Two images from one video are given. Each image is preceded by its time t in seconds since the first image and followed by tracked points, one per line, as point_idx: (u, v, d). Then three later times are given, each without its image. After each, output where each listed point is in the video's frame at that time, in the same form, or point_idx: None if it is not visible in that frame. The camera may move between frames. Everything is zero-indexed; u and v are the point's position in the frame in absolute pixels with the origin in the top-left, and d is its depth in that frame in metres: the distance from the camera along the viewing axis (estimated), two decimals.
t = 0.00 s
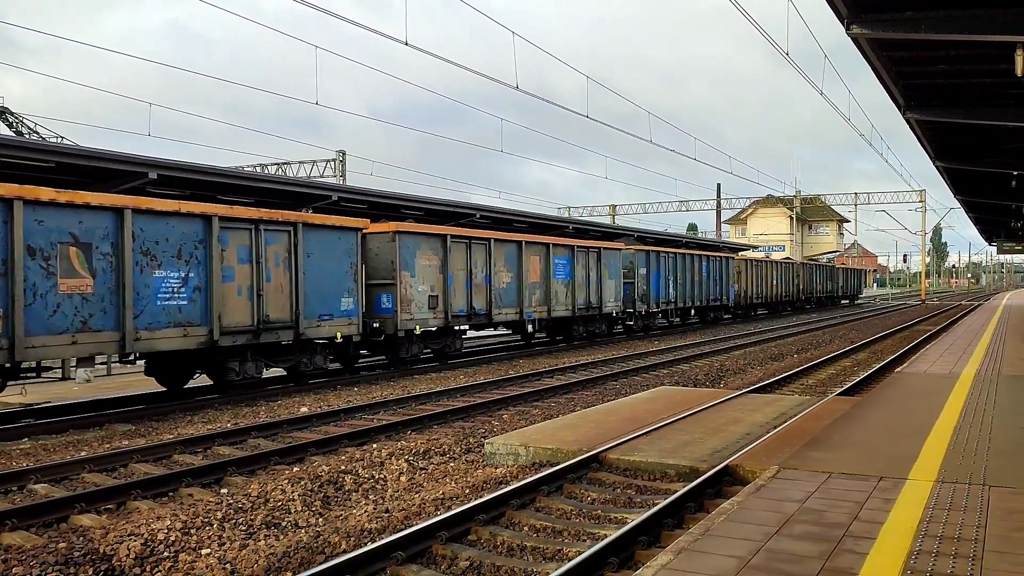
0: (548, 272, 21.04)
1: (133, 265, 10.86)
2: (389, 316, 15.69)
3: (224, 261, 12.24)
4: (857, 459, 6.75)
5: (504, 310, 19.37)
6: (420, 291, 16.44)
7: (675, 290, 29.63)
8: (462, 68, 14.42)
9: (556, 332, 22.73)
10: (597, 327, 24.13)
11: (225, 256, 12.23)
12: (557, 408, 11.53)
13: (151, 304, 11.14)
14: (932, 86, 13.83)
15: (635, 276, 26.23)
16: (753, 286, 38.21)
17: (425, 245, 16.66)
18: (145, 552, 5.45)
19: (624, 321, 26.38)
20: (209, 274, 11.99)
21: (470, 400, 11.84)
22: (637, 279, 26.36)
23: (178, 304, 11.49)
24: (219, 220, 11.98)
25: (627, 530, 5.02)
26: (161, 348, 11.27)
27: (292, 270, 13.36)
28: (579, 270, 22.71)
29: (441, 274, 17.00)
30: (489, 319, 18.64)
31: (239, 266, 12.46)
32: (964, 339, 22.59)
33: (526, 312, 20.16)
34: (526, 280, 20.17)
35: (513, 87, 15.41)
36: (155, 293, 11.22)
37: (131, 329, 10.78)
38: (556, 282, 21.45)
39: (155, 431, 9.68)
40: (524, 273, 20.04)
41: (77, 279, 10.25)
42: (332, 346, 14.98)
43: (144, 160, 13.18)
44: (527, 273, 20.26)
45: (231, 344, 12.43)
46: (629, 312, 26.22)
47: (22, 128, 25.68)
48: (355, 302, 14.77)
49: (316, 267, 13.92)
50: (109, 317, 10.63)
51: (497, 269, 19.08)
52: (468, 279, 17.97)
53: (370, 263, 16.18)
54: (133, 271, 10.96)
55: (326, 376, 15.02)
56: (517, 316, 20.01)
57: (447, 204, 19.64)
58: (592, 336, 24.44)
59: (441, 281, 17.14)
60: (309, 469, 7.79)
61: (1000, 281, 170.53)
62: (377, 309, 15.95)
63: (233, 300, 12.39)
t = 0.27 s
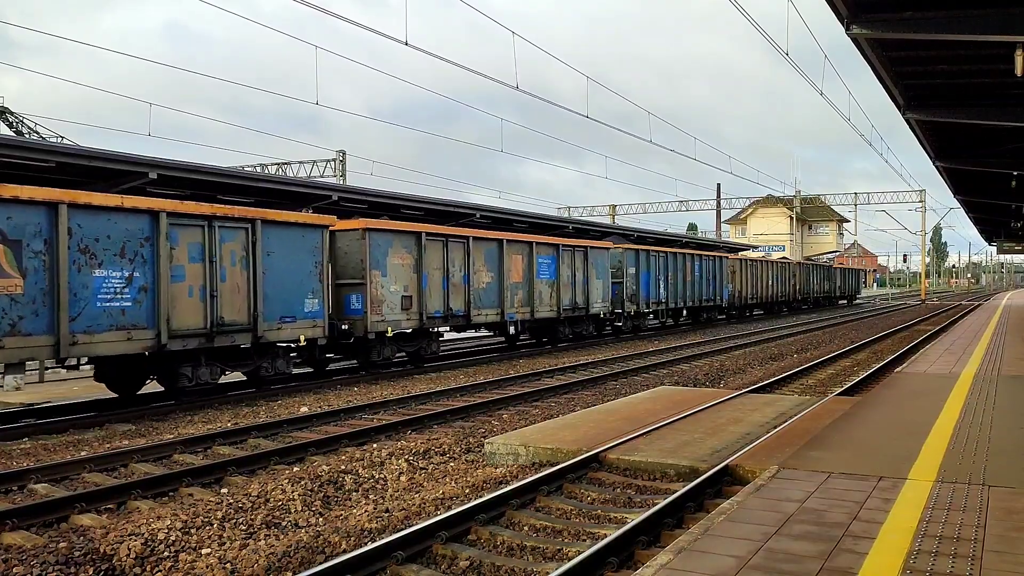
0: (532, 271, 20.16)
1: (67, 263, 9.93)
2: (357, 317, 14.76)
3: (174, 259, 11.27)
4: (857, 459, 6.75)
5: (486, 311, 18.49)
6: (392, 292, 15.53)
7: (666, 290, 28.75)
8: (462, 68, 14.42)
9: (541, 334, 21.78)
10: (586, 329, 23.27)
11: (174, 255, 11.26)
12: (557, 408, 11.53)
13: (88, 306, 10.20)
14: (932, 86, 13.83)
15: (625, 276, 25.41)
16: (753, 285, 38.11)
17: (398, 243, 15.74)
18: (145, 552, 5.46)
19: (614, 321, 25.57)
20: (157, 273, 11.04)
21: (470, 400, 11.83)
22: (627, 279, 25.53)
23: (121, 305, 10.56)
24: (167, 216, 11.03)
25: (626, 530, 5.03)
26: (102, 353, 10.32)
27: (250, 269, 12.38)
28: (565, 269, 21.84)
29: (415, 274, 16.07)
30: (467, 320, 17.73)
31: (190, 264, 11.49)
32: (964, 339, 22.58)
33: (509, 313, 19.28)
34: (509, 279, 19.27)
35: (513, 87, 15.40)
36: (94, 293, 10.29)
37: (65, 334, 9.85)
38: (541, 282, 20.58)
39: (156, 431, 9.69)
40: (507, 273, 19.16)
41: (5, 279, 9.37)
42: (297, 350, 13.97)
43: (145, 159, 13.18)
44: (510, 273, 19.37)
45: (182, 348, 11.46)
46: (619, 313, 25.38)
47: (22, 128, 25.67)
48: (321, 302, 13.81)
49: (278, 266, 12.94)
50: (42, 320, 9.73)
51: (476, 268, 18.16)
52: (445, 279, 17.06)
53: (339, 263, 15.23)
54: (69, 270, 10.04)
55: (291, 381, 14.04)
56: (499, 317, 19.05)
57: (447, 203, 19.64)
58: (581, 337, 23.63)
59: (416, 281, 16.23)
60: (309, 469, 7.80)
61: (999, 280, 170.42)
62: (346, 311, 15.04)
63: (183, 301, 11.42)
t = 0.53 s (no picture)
0: (513, 271, 19.49)
1: None
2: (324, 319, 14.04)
3: (116, 259, 10.39)
4: (857, 460, 6.76)
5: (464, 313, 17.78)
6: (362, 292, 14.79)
7: (656, 290, 27.96)
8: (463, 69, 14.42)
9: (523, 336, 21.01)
10: (570, 331, 22.55)
11: (115, 254, 10.37)
12: (557, 409, 11.54)
13: (17, 308, 9.35)
14: (932, 86, 13.83)
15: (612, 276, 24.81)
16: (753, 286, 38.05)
17: (368, 241, 14.99)
18: (145, 552, 5.46)
19: (601, 324, 24.89)
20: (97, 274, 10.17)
21: (470, 401, 11.83)
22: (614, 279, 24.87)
23: (55, 308, 9.71)
24: (108, 211, 10.17)
25: (626, 530, 5.03)
26: (33, 359, 9.46)
27: (203, 269, 11.48)
28: (548, 269, 21.15)
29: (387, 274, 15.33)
30: (442, 322, 16.99)
31: (134, 264, 10.59)
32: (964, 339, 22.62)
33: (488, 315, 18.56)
34: (488, 280, 18.58)
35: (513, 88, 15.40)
36: (24, 295, 9.44)
37: None
38: (522, 283, 19.89)
39: (156, 432, 9.68)
40: (486, 273, 18.46)
41: None
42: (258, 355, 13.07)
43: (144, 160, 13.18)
44: (489, 273, 18.65)
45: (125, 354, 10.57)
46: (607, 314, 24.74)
47: (21, 129, 25.67)
48: (283, 305, 12.88)
49: (233, 265, 12.03)
50: None
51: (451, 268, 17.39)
52: (420, 279, 16.33)
53: (305, 262, 14.51)
54: None
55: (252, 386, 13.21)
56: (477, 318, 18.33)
57: (447, 204, 19.63)
58: (566, 340, 22.92)
59: (389, 281, 15.48)
60: (309, 469, 7.80)
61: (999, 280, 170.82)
62: (312, 313, 14.30)
63: (128, 303, 10.53)
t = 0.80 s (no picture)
0: (493, 271, 18.70)
1: None
2: (286, 321, 13.31)
3: (48, 258, 9.58)
4: (857, 460, 6.76)
5: (440, 314, 16.99)
6: (327, 292, 14.05)
7: (645, 291, 27.09)
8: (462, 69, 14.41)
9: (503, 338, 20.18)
10: (554, 333, 21.78)
11: (48, 252, 9.56)
12: (557, 409, 11.54)
13: None
14: (931, 87, 13.84)
15: (600, 276, 24.14)
16: (752, 286, 37.97)
17: (335, 239, 14.24)
18: (144, 552, 5.46)
19: (587, 326, 24.14)
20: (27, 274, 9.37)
21: (469, 401, 11.83)
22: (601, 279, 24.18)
23: None
24: (39, 206, 9.35)
25: (626, 530, 5.03)
26: None
27: (149, 269, 10.71)
28: (530, 269, 20.37)
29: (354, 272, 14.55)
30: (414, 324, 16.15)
31: (70, 264, 9.80)
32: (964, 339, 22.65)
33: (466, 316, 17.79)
34: (466, 280, 17.79)
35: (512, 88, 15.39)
36: None
37: None
38: (502, 284, 19.12)
39: (155, 432, 9.68)
40: (464, 273, 17.66)
41: None
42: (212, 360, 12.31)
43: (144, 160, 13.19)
44: (468, 273, 17.87)
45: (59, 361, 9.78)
46: (594, 315, 24.07)
47: (21, 129, 25.66)
48: (240, 306, 12.13)
49: (183, 264, 11.23)
50: None
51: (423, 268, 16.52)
52: (391, 279, 15.57)
53: (266, 261, 13.73)
54: None
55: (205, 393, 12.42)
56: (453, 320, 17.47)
57: (446, 204, 19.63)
58: (550, 342, 22.13)
59: (357, 281, 14.73)
60: (308, 470, 7.80)
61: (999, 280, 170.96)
62: (274, 314, 13.57)
63: (63, 305, 9.73)
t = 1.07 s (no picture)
0: (471, 271, 17.83)
1: None
2: (242, 324, 12.45)
3: None
4: (855, 460, 6.76)
5: (414, 316, 16.11)
6: (289, 293, 13.18)
7: (634, 292, 26.37)
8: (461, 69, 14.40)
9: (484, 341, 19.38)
10: (537, 335, 20.92)
11: None
12: (555, 409, 11.54)
13: None
14: (930, 87, 13.85)
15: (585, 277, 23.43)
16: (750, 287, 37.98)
17: (297, 237, 13.37)
18: (143, 552, 5.46)
19: (571, 327, 23.35)
20: None
21: (468, 401, 11.82)
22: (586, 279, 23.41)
23: None
24: None
25: (624, 530, 5.03)
26: None
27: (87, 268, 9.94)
28: (510, 269, 19.51)
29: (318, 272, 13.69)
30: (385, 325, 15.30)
31: None
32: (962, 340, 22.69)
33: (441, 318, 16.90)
34: (442, 280, 16.93)
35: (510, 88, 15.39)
36: None
37: None
38: (482, 284, 18.26)
39: (154, 432, 9.66)
40: (439, 272, 16.79)
41: None
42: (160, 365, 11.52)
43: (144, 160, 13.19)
44: (443, 272, 17.01)
45: None
46: (578, 316, 23.36)
47: (20, 129, 25.65)
48: (190, 307, 11.35)
49: (126, 264, 10.45)
50: None
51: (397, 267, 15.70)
52: (359, 279, 14.70)
53: (222, 260, 12.88)
54: None
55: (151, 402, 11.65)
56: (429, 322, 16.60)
57: (445, 204, 19.62)
58: (533, 344, 21.31)
59: (322, 281, 13.86)
60: (307, 470, 7.79)
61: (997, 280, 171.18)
62: (231, 317, 12.72)
63: None
